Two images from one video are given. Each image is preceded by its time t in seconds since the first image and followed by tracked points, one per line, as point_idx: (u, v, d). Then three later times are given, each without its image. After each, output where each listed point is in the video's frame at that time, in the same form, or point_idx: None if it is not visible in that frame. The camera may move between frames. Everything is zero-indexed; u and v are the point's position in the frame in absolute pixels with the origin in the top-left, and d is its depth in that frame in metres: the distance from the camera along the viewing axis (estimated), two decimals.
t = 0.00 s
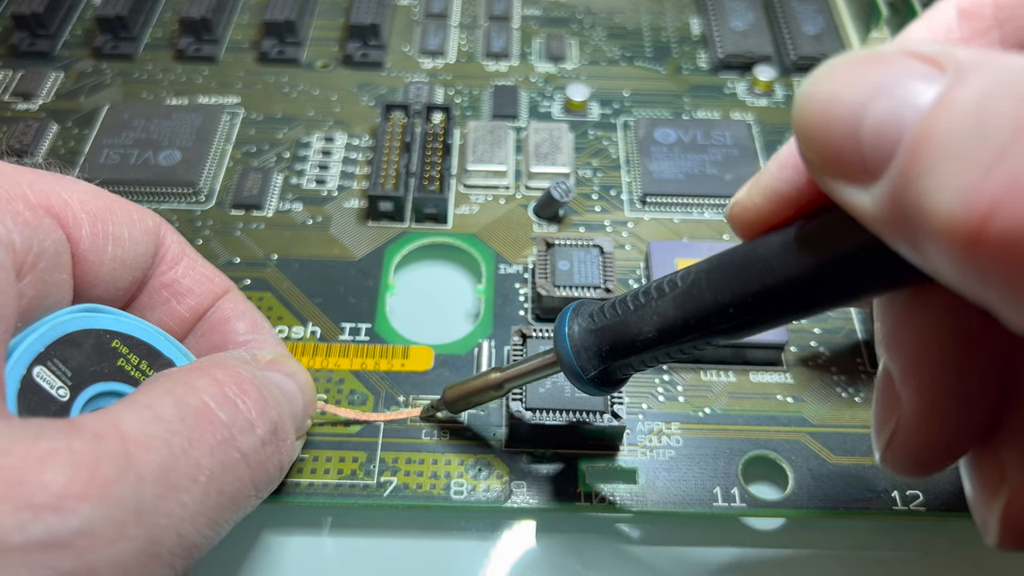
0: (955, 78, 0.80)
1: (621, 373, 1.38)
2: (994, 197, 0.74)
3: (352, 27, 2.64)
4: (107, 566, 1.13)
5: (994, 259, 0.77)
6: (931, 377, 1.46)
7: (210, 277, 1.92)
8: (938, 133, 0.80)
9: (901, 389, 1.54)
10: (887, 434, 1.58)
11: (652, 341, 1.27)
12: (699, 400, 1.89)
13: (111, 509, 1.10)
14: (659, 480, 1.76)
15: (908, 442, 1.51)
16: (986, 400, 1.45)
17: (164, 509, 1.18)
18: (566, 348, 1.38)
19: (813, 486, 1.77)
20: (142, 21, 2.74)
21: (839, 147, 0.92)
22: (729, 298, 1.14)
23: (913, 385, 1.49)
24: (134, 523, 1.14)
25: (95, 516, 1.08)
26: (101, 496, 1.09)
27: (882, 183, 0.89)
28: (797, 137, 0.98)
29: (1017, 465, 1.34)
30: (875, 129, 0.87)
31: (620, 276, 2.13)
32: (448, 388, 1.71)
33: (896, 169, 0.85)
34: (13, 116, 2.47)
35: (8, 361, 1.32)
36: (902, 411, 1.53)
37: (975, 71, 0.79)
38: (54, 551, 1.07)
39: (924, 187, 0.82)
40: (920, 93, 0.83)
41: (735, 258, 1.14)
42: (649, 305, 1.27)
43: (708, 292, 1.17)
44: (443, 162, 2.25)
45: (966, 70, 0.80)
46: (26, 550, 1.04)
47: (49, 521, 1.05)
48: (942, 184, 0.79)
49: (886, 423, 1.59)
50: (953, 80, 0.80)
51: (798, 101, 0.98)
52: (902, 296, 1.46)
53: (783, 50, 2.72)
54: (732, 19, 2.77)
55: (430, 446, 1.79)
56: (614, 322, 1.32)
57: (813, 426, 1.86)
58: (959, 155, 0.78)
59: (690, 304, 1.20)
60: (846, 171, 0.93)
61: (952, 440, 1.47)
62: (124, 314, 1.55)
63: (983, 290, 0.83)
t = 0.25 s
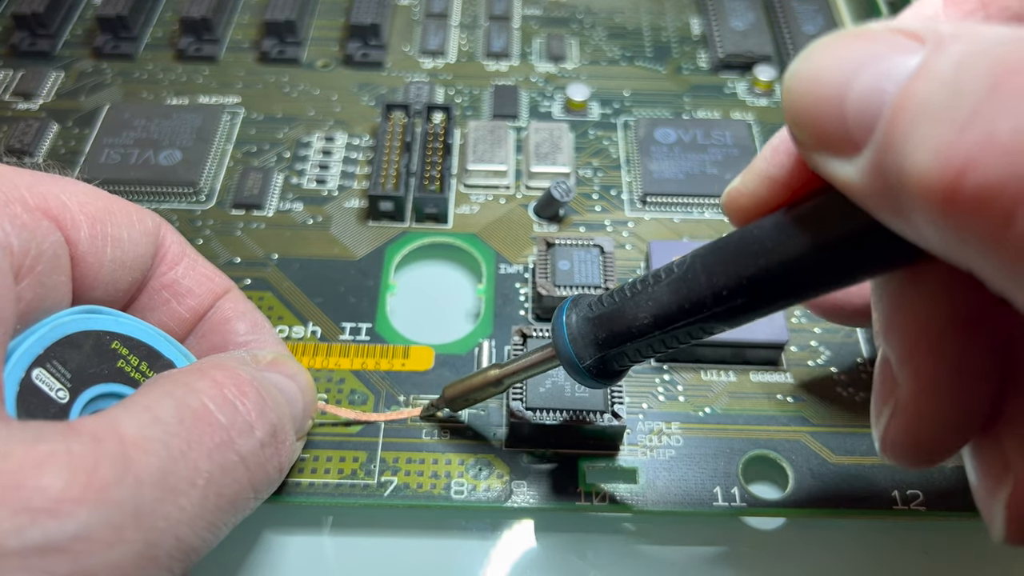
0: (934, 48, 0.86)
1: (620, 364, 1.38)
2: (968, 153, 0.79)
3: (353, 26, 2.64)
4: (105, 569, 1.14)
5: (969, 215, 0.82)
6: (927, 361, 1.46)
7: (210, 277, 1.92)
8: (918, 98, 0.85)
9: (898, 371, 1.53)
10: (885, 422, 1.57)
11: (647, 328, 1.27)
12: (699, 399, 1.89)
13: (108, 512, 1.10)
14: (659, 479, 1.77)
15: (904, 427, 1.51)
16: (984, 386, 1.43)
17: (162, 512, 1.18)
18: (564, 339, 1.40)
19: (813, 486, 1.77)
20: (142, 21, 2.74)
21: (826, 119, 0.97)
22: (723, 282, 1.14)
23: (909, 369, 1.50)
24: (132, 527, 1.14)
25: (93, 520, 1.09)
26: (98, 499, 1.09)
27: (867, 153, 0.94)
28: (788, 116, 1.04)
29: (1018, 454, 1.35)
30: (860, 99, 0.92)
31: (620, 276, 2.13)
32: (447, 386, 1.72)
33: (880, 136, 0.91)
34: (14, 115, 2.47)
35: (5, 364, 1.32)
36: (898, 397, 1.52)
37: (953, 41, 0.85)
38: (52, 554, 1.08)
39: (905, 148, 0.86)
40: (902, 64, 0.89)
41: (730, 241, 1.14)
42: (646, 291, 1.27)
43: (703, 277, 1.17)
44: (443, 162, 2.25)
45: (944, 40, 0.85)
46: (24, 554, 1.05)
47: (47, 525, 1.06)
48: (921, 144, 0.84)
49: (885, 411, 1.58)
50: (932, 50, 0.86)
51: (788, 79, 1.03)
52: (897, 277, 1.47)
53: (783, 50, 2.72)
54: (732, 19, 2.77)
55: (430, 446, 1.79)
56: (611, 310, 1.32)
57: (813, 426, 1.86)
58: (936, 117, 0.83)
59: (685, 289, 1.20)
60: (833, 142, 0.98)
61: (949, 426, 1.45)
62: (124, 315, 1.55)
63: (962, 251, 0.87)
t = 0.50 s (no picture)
0: (916, 36, 0.89)
1: (624, 356, 1.39)
2: (955, 130, 0.83)
3: (353, 26, 2.64)
4: (94, 567, 1.13)
5: (960, 188, 0.86)
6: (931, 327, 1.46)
7: (210, 277, 1.92)
8: (904, 85, 0.88)
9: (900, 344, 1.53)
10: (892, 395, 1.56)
11: (649, 315, 1.27)
12: (699, 399, 1.89)
13: (98, 510, 1.10)
14: (659, 479, 1.77)
15: (912, 401, 1.50)
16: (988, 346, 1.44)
17: (154, 509, 1.18)
18: (566, 331, 1.40)
19: (812, 486, 1.78)
20: (143, 21, 2.74)
21: (815, 110, 1.00)
22: (722, 266, 1.14)
23: (913, 337, 1.49)
24: (122, 524, 1.14)
25: (81, 517, 1.08)
26: (88, 497, 1.09)
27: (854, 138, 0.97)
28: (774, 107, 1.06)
29: None
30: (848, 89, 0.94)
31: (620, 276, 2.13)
32: (448, 384, 1.71)
33: (870, 123, 0.93)
34: (14, 116, 2.47)
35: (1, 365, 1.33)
36: (904, 366, 1.52)
37: (933, 28, 0.88)
38: (41, 551, 1.07)
39: (895, 131, 0.89)
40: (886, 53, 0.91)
41: (729, 225, 1.14)
42: (648, 279, 1.27)
43: (703, 262, 1.17)
44: (443, 162, 2.25)
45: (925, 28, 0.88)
46: (13, 551, 1.05)
47: (34, 523, 1.05)
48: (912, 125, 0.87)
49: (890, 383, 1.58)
50: (914, 37, 0.89)
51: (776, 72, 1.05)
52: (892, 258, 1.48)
53: (782, 50, 2.72)
54: (732, 19, 2.77)
55: (430, 446, 1.79)
56: (613, 300, 1.33)
57: (813, 426, 1.86)
58: (924, 98, 0.86)
59: (685, 275, 1.20)
60: (824, 131, 1.00)
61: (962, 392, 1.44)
62: (122, 315, 1.55)
63: (954, 222, 0.91)
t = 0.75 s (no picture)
0: (912, 53, 0.87)
1: (626, 356, 1.39)
2: (960, 158, 0.82)
3: (355, 26, 2.64)
4: (95, 567, 1.13)
5: (966, 214, 0.85)
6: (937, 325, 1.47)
7: (213, 276, 1.91)
8: (903, 108, 0.87)
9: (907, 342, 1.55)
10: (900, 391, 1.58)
11: (651, 320, 1.27)
12: (702, 398, 1.89)
13: (98, 509, 1.10)
14: (663, 478, 1.77)
15: (919, 398, 1.52)
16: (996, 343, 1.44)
17: (155, 508, 1.18)
18: (567, 332, 1.39)
19: (816, 484, 1.78)
20: (144, 21, 2.74)
21: (812, 132, 0.98)
22: (724, 271, 1.14)
23: (919, 334, 1.50)
24: (122, 523, 1.13)
25: (81, 516, 1.08)
26: (88, 495, 1.09)
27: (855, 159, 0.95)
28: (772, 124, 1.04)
29: None
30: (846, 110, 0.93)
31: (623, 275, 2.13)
32: (451, 384, 1.72)
33: (869, 145, 0.92)
34: (16, 116, 2.47)
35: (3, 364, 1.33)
36: (912, 362, 1.53)
37: (930, 45, 0.86)
38: (42, 550, 1.08)
39: (896, 155, 0.88)
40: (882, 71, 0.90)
41: (728, 230, 1.15)
42: (647, 284, 1.27)
43: (704, 267, 1.17)
44: (446, 161, 2.25)
45: (922, 45, 0.87)
46: (13, 550, 1.05)
47: (34, 522, 1.05)
48: (914, 150, 0.86)
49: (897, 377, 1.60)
50: (911, 54, 0.88)
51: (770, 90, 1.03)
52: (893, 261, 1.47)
53: (784, 49, 2.72)
54: (733, 18, 2.77)
55: (433, 445, 1.80)
56: (613, 304, 1.32)
57: (816, 425, 1.86)
58: (925, 123, 0.85)
59: (686, 280, 1.20)
60: (820, 151, 0.99)
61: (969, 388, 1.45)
62: (125, 314, 1.55)
63: (960, 241, 0.91)
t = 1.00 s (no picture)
0: (956, 65, 0.85)
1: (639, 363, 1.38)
2: (1005, 175, 0.80)
3: (357, 25, 2.64)
4: (102, 568, 1.13)
5: (1007, 233, 0.83)
6: (954, 343, 1.46)
7: (216, 268, 1.92)
8: (945, 119, 0.84)
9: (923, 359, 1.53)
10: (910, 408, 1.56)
11: (669, 329, 1.27)
12: (706, 395, 1.89)
13: (105, 509, 1.10)
14: (667, 475, 1.77)
15: (931, 416, 1.49)
16: (1013, 365, 1.44)
17: (161, 508, 1.17)
18: (583, 339, 1.39)
19: (820, 481, 1.77)
20: (147, 21, 2.74)
21: (848, 141, 0.97)
22: (747, 282, 1.14)
23: (936, 351, 1.49)
24: (129, 524, 1.13)
25: (88, 517, 1.08)
26: (95, 497, 1.09)
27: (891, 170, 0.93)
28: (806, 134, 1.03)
29: None
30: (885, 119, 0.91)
31: (626, 272, 2.13)
32: (461, 384, 1.71)
33: (907, 157, 0.90)
34: (19, 116, 2.48)
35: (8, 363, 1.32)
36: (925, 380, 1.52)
37: (976, 56, 0.83)
38: (49, 551, 1.07)
39: (935, 168, 0.86)
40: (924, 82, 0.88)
41: (753, 241, 1.14)
42: (666, 292, 1.26)
43: (726, 277, 1.16)
44: (449, 159, 2.25)
45: (966, 56, 0.84)
46: (21, 552, 1.04)
47: (42, 524, 1.05)
48: (955, 163, 0.84)
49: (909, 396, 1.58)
50: (954, 66, 0.85)
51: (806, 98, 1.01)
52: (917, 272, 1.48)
53: (786, 47, 2.72)
54: (735, 16, 2.77)
55: (437, 442, 1.80)
56: (630, 311, 1.32)
57: (820, 422, 1.86)
58: (967, 137, 0.83)
59: (707, 290, 1.19)
60: (855, 161, 0.98)
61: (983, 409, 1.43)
62: (129, 311, 1.55)
63: (997, 262, 0.88)
